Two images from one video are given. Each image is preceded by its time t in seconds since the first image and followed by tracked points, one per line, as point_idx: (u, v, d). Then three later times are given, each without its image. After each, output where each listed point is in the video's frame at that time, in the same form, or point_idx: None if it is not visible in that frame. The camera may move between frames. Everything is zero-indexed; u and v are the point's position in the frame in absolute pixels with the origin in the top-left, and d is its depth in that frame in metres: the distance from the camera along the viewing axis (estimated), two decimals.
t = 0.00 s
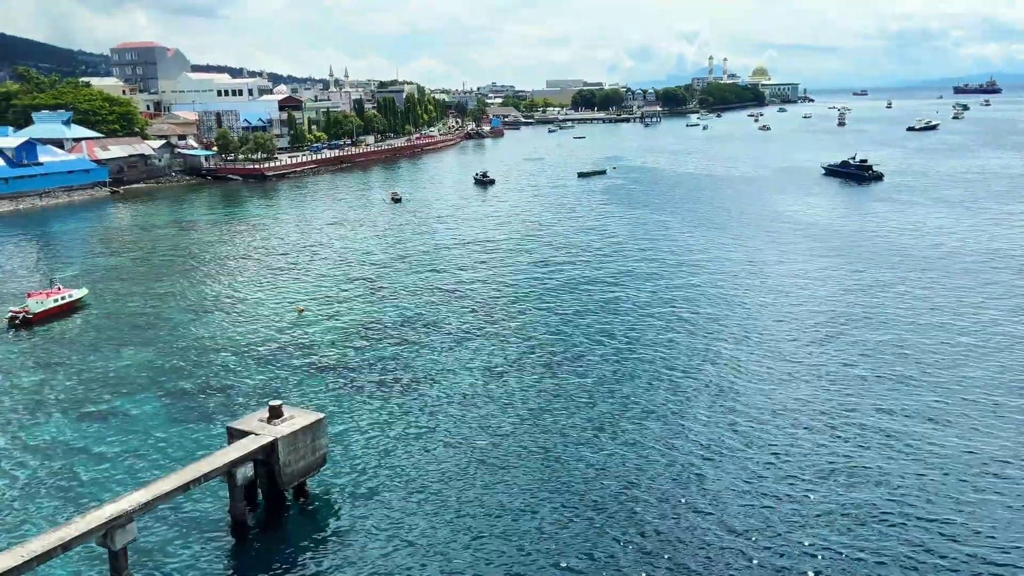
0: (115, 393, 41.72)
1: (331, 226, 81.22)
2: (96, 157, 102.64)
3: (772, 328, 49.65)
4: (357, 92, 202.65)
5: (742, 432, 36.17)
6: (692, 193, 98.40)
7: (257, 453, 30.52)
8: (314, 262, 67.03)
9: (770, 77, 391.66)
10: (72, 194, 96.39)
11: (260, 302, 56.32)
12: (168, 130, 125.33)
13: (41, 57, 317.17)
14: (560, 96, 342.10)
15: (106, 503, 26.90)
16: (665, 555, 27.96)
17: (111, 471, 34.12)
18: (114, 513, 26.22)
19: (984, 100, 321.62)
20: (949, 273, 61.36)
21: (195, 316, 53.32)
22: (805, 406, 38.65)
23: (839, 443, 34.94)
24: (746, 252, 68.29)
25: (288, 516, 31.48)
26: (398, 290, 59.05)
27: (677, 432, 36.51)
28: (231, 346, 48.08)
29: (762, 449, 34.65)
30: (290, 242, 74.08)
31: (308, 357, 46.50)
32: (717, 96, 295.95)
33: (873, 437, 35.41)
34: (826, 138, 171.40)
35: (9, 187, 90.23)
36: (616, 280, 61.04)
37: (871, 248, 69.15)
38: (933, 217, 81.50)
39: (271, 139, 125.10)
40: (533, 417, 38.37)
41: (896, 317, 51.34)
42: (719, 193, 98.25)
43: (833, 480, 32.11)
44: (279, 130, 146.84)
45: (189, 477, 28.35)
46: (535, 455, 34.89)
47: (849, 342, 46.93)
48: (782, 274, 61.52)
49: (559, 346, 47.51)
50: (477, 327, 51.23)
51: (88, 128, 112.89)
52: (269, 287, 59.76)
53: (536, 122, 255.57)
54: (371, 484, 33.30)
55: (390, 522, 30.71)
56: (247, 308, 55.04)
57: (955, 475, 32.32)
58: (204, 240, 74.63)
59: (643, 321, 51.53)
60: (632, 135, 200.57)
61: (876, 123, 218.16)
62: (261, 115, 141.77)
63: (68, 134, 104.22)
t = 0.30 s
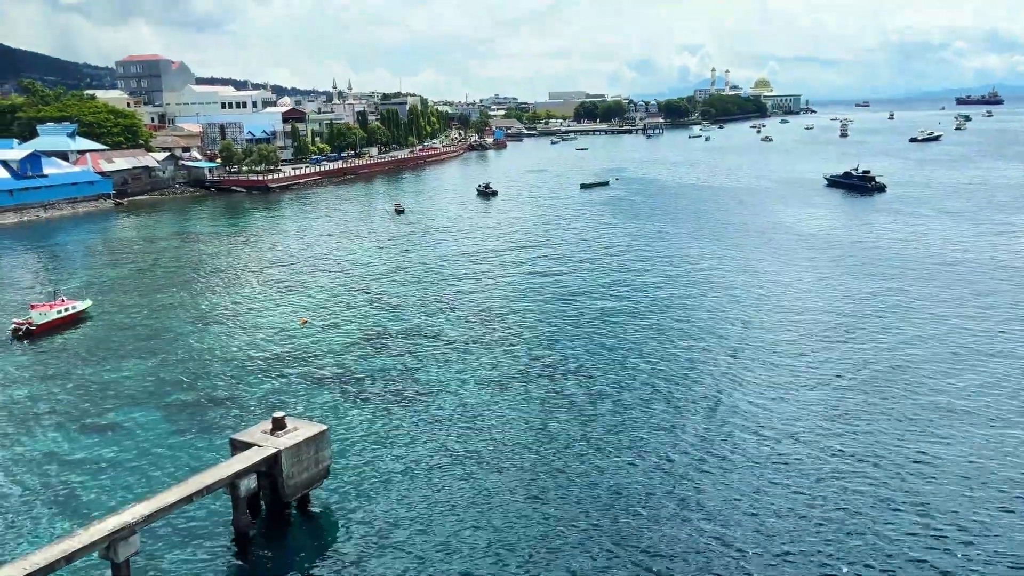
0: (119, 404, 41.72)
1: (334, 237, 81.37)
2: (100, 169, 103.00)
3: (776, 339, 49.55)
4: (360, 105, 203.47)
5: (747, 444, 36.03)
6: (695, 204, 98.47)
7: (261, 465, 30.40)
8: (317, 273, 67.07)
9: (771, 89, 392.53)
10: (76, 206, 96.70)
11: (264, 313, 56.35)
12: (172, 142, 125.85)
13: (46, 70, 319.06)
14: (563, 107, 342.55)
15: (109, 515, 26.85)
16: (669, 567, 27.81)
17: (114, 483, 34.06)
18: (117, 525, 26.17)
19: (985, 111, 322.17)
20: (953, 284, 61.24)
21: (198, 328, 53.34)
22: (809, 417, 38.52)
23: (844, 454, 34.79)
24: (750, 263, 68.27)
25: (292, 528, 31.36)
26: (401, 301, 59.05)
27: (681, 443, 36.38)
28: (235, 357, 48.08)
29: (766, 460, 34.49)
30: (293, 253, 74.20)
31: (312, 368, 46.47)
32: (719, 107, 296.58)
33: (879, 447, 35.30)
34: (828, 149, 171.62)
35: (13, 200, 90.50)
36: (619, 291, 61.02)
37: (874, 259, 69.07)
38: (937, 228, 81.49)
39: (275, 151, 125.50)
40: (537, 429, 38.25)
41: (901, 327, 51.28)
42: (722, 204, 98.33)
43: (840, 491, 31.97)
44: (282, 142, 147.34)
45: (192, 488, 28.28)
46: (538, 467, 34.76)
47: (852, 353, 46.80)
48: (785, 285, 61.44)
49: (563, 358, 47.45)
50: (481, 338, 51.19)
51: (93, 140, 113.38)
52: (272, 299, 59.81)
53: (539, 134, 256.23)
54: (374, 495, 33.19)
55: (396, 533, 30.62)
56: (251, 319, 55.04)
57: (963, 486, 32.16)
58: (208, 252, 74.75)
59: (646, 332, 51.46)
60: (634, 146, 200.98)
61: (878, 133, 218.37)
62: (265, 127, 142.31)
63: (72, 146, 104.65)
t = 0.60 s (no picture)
0: (120, 415, 41.71)
1: (336, 248, 81.56)
2: (104, 180, 103.29)
3: (777, 349, 49.51)
4: (363, 116, 204.16)
5: (748, 454, 35.97)
6: (696, 216, 98.62)
7: (263, 476, 30.36)
8: (320, 284, 67.11)
9: (772, 101, 393.70)
10: (79, 216, 96.98)
11: (266, 324, 56.43)
12: (176, 153, 126.23)
13: (50, 81, 320.67)
14: (565, 119, 343.53)
15: (110, 526, 26.82)
16: None
17: (116, 493, 34.05)
18: (118, 535, 26.14)
19: (986, 123, 323.11)
20: (955, 295, 61.24)
21: (200, 338, 53.38)
22: (811, 428, 38.40)
23: (846, 465, 34.67)
24: (751, 274, 68.30)
25: (292, 539, 31.29)
26: (402, 312, 59.04)
27: (682, 453, 36.28)
28: (237, 367, 48.10)
29: (769, 470, 34.40)
30: (295, 264, 74.31)
31: (313, 379, 46.47)
32: (721, 119, 297.28)
33: (882, 458, 35.22)
34: (830, 160, 171.86)
35: (17, 210, 90.73)
36: (621, 302, 61.02)
37: (875, 270, 69.11)
38: (938, 239, 81.56)
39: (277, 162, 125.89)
40: (538, 439, 38.19)
41: (903, 337, 51.30)
42: (724, 215, 98.42)
43: (842, 501, 31.90)
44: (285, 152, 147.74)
45: (194, 499, 28.27)
46: (540, 477, 34.71)
47: (854, 364, 46.73)
48: (786, 296, 61.42)
49: (564, 368, 47.47)
50: (482, 349, 51.16)
51: (96, 151, 113.80)
52: (274, 309, 59.92)
53: (540, 145, 256.77)
54: (375, 506, 33.10)
55: (398, 543, 30.57)
56: (252, 330, 55.04)
57: (967, 497, 32.08)
58: (210, 262, 74.82)
59: (648, 343, 51.44)
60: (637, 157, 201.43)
61: (878, 145, 218.34)
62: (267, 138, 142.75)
63: (76, 157, 105.04)
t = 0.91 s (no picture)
0: (120, 425, 41.59)
1: (337, 258, 81.51)
2: (106, 190, 103.45)
3: (779, 360, 49.41)
4: (365, 127, 204.59)
5: (750, 465, 35.80)
6: (698, 226, 98.58)
7: (263, 487, 30.19)
8: (321, 294, 67.04)
9: (773, 112, 394.66)
10: (81, 226, 97.09)
11: (267, 334, 56.37)
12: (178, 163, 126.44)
13: (53, 92, 321.47)
14: (566, 130, 344.06)
15: (110, 537, 26.65)
16: None
17: (115, 504, 33.89)
18: (118, 547, 25.96)
19: (986, 134, 323.26)
20: (956, 306, 61.09)
21: (201, 348, 53.28)
22: (814, 439, 38.26)
23: (849, 477, 34.48)
24: (753, 285, 68.24)
25: (292, 551, 31.13)
26: (403, 322, 58.95)
27: (684, 464, 36.09)
28: (238, 378, 47.99)
29: (771, 482, 34.20)
30: (297, 274, 74.30)
31: (314, 389, 46.36)
32: (722, 130, 297.85)
33: (885, 470, 35.04)
34: (831, 171, 171.72)
35: (19, 220, 90.76)
36: (622, 313, 60.92)
37: (877, 281, 69.00)
38: (940, 250, 81.43)
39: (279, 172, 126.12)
40: (539, 450, 38.04)
41: (905, 349, 51.14)
42: (725, 226, 98.40)
43: (845, 512, 31.73)
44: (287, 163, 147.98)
45: (194, 510, 28.08)
46: (541, 488, 34.51)
47: (856, 375, 46.58)
48: (788, 307, 61.29)
49: (566, 379, 47.35)
50: (483, 359, 51.06)
51: (98, 161, 114.03)
52: (275, 319, 59.86)
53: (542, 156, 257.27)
54: (375, 517, 32.94)
55: (399, 555, 30.40)
56: (253, 340, 54.93)
57: (972, 509, 31.88)
58: (211, 273, 74.79)
59: (649, 354, 51.32)
60: (638, 168, 201.64)
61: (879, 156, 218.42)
62: (269, 148, 143.07)
63: (78, 167, 105.24)
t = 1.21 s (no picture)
0: (120, 435, 41.53)
1: (338, 268, 81.61)
2: (107, 200, 103.63)
3: (780, 371, 49.40)
4: (367, 137, 205.16)
5: (751, 476, 35.72)
6: (698, 237, 98.74)
7: (263, 497, 30.12)
8: (322, 304, 67.03)
9: (773, 123, 395.69)
10: (82, 235, 97.21)
11: (268, 343, 56.38)
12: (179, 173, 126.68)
13: (55, 102, 322.34)
14: (567, 141, 345.00)
15: (109, 547, 26.57)
16: None
17: (115, 514, 33.80)
18: (116, 557, 25.89)
19: (986, 146, 324.11)
20: (955, 318, 61.12)
21: (201, 358, 53.25)
22: (814, 450, 38.19)
23: (850, 488, 34.40)
24: (753, 296, 68.16)
25: (292, 560, 31.04)
26: (404, 332, 58.97)
27: (684, 475, 36.02)
28: (238, 387, 47.95)
29: (772, 493, 34.12)
30: (297, 284, 74.36)
31: (314, 399, 46.33)
32: (722, 141, 298.61)
33: (886, 481, 34.97)
34: (831, 182, 172.07)
35: (19, 230, 90.84)
36: (622, 323, 60.95)
37: (876, 292, 69.05)
38: (940, 262, 81.52)
39: (280, 182, 126.38)
40: (539, 461, 37.97)
41: (906, 360, 51.09)
42: (725, 237, 98.46)
43: (846, 524, 31.63)
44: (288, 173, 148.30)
45: (194, 520, 28.01)
46: (541, 499, 34.43)
47: (857, 386, 46.57)
48: (788, 318, 61.32)
49: (566, 389, 47.31)
50: (484, 369, 51.05)
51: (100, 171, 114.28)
52: (275, 329, 59.86)
53: (542, 166, 257.61)
54: (374, 528, 32.86)
55: (401, 564, 30.35)
56: (254, 350, 54.91)
57: (976, 521, 31.81)
58: (212, 282, 74.77)
59: (650, 364, 51.31)
60: (639, 179, 202.08)
61: (879, 167, 218.85)
62: (270, 158, 143.41)
63: (80, 177, 105.45)
